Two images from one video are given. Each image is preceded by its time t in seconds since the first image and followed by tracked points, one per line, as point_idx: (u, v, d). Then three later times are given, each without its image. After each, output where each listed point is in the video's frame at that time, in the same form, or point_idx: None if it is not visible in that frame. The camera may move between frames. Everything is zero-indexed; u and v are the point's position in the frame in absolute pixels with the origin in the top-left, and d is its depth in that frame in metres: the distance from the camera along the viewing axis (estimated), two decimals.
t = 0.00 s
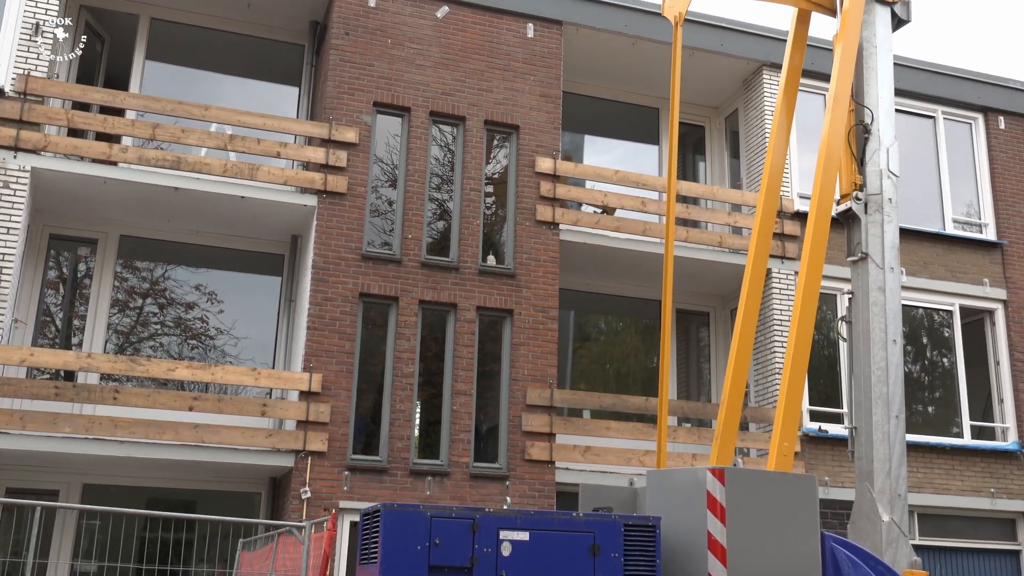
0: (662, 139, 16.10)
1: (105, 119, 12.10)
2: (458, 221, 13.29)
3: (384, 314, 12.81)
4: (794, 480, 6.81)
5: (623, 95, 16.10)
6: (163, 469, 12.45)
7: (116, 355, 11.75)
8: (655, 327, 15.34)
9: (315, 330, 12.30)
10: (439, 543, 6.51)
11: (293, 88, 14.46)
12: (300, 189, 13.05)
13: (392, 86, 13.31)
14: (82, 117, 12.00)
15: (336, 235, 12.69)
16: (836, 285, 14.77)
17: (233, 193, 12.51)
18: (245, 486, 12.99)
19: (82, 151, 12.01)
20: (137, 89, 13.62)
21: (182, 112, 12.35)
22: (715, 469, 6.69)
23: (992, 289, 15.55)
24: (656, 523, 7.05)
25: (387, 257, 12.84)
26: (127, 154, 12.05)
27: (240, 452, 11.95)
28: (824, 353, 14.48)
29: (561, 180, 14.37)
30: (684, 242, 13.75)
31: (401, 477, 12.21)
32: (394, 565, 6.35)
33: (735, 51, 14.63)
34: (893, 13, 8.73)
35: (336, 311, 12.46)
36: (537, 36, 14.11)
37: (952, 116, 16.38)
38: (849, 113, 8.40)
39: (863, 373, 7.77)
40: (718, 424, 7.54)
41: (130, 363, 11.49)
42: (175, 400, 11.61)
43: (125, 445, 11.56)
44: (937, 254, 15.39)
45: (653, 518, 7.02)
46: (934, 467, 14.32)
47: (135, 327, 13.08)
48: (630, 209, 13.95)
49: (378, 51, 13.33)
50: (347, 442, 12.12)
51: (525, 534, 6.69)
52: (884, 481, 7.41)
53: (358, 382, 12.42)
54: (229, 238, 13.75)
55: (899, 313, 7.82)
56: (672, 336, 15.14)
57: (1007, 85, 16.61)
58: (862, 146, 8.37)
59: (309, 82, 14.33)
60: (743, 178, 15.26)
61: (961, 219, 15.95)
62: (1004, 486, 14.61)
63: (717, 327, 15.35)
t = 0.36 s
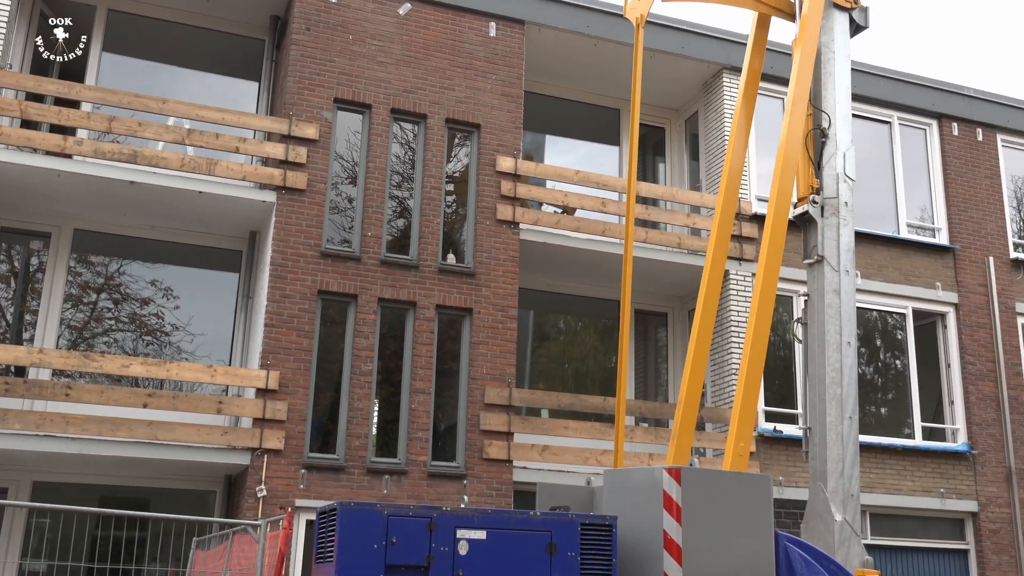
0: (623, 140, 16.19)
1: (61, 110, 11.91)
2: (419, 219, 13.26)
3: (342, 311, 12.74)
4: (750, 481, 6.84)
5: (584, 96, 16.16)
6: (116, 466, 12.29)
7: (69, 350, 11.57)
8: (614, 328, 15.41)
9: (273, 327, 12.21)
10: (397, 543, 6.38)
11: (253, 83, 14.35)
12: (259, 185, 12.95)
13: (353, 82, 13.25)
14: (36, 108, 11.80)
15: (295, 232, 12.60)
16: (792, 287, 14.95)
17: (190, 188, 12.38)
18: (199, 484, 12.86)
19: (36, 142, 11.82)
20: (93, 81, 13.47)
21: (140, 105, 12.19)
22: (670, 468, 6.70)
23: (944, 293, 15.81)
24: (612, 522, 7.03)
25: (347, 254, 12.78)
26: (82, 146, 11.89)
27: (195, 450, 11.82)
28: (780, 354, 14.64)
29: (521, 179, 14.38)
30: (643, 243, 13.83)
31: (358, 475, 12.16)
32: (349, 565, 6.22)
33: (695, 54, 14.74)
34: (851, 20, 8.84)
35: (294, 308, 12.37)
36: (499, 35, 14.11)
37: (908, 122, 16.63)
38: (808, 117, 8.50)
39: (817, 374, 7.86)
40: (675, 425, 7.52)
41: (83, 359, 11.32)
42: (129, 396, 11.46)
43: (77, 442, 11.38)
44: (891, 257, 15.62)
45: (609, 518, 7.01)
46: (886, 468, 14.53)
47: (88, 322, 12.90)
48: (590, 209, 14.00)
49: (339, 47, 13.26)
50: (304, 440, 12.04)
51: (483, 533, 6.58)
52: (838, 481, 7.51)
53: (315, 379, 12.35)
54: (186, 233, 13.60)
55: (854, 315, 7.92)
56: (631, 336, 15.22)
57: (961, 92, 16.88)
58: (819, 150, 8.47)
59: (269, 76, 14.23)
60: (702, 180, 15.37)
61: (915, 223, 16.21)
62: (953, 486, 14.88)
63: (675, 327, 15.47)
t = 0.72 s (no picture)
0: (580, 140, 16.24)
1: (9, 100, 11.68)
2: (375, 216, 13.18)
3: (296, 308, 12.64)
4: (703, 481, 6.83)
5: (544, 96, 16.21)
6: (63, 463, 12.09)
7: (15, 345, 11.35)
8: (569, 328, 15.45)
9: (225, 324, 12.07)
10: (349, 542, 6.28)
11: (208, 77, 14.18)
12: (213, 180, 12.79)
13: (310, 78, 13.14)
14: None
15: (250, 228, 12.47)
16: (745, 289, 15.11)
17: (142, 182, 12.20)
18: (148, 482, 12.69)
19: None
20: (43, 71, 13.21)
21: (91, 96, 11.98)
22: (625, 468, 6.65)
23: (894, 296, 16.06)
24: (565, 521, 6.87)
25: (302, 250, 12.67)
26: (31, 138, 11.67)
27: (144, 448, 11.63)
28: (733, 355, 14.78)
29: (479, 178, 14.37)
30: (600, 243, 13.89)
31: (311, 473, 12.07)
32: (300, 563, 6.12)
33: (653, 56, 14.83)
34: (806, 25, 8.95)
35: (248, 305, 12.25)
36: (458, 34, 14.08)
37: (861, 128, 16.87)
38: (763, 121, 8.57)
39: (769, 375, 7.94)
40: (628, 428, 7.47)
41: (29, 354, 11.11)
42: (77, 393, 11.26)
43: (23, 439, 11.16)
44: (843, 261, 15.84)
45: (563, 517, 6.84)
46: (835, 468, 14.73)
47: (36, 317, 12.68)
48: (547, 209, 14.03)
49: (296, 42, 13.15)
50: (256, 438, 11.92)
51: (435, 532, 6.48)
52: (788, 481, 7.58)
53: (268, 377, 12.23)
54: (138, 227, 13.41)
55: (806, 317, 7.99)
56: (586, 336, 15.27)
57: (913, 99, 17.16)
58: (774, 154, 8.56)
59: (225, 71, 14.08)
60: (659, 182, 15.46)
61: (867, 227, 16.45)
62: (900, 486, 15.13)
63: (629, 328, 15.56)
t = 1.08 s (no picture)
0: (540, 140, 16.28)
1: None
2: (333, 213, 13.12)
3: (252, 305, 12.52)
4: (656, 481, 6.68)
5: (504, 95, 16.23)
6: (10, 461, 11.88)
7: None
8: (526, 327, 15.46)
9: (180, 320, 11.93)
10: (304, 541, 6.12)
11: (164, 69, 14.01)
12: (168, 174, 12.64)
13: (268, 73, 13.04)
14: None
15: (205, 223, 12.34)
16: (702, 290, 15.25)
17: (96, 175, 12.01)
18: (98, 480, 12.52)
19: None
20: None
21: (44, 87, 11.78)
22: (580, 467, 6.48)
23: (847, 299, 16.28)
24: (521, 520, 6.75)
25: (258, 247, 12.57)
26: None
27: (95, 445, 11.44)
28: (689, 356, 14.91)
29: (438, 177, 14.35)
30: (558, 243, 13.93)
31: (265, 471, 11.97)
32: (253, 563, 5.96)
33: (613, 58, 14.89)
34: (764, 30, 9.02)
35: (203, 301, 12.12)
36: (419, 31, 14.05)
37: (817, 132, 17.07)
38: (720, 124, 8.63)
39: (725, 376, 8.01)
40: (584, 425, 7.45)
41: None
42: (26, 389, 11.02)
43: None
44: (798, 263, 16.02)
45: (519, 517, 6.72)
46: (788, 468, 14.90)
47: None
48: (506, 208, 14.04)
49: (255, 36, 13.03)
50: (210, 436, 11.80)
51: (390, 531, 6.33)
52: (742, 481, 7.65)
53: (222, 374, 12.11)
54: (90, 222, 13.22)
55: (761, 319, 8.07)
56: (544, 335, 15.32)
57: (867, 104, 17.41)
58: (731, 157, 8.62)
59: (182, 63, 13.93)
60: (617, 182, 15.54)
61: (821, 231, 16.65)
62: (852, 487, 15.35)
63: (586, 327, 15.65)
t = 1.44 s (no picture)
0: (501, 139, 16.28)
1: None
2: (292, 210, 13.02)
3: (209, 301, 12.38)
4: (614, 481, 6.60)
5: (466, 94, 16.21)
6: None
7: None
8: (486, 327, 15.44)
9: (134, 316, 11.77)
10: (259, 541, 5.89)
11: (120, 61, 13.84)
12: (125, 168, 12.47)
13: (227, 67, 12.91)
14: None
15: (162, 218, 12.19)
16: (661, 291, 15.34)
17: (50, 167, 11.81)
18: (49, 478, 12.32)
19: None
20: None
21: None
22: (539, 466, 6.38)
23: (804, 301, 16.47)
24: (479, 519, 6.64)
25: (216, 242, 12.44)
26: None
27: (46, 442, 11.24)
28: (648, 356, 14.99)
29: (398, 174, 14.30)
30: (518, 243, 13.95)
31: (220, 470, 11.84)
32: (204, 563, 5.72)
33: (575, 58, 14.93)
34: (725, 33, 9.08)
35: (158, 297, 11.96)
36: (381, 28, 13.99)
37: (775, 135, 17.25)
38: (681, 126, 8.68)
39: (683, 376, 8.05)
40: (543, 424, 7.38)
41: None
42: None
43: None
44: (755, 265, 16.17)
45: (476, 515, 6.61)
46: (744, 468, 15.03)
47: None
48: (466, 207, 14.02)
49: (214, 29, 12.90)
50: (164, 433, 11.65)
51: (346, 530, 6.13)
52: (698, 481, 7.67)
53: (178, 371, 11.97)
54: (44, 215, 13.00)
55: (719, 320, 8.10)
56: (503, 334, 15.31)
57: (825, 109, 17.62)
58: (691, 159, 8.67)
59: (139, 56, 13.83)
60: (578, 183, 15.60)
61: (779, 233, 16.83)
62: (806, 487, 15.53)
63: (545, 327, 15.67)
